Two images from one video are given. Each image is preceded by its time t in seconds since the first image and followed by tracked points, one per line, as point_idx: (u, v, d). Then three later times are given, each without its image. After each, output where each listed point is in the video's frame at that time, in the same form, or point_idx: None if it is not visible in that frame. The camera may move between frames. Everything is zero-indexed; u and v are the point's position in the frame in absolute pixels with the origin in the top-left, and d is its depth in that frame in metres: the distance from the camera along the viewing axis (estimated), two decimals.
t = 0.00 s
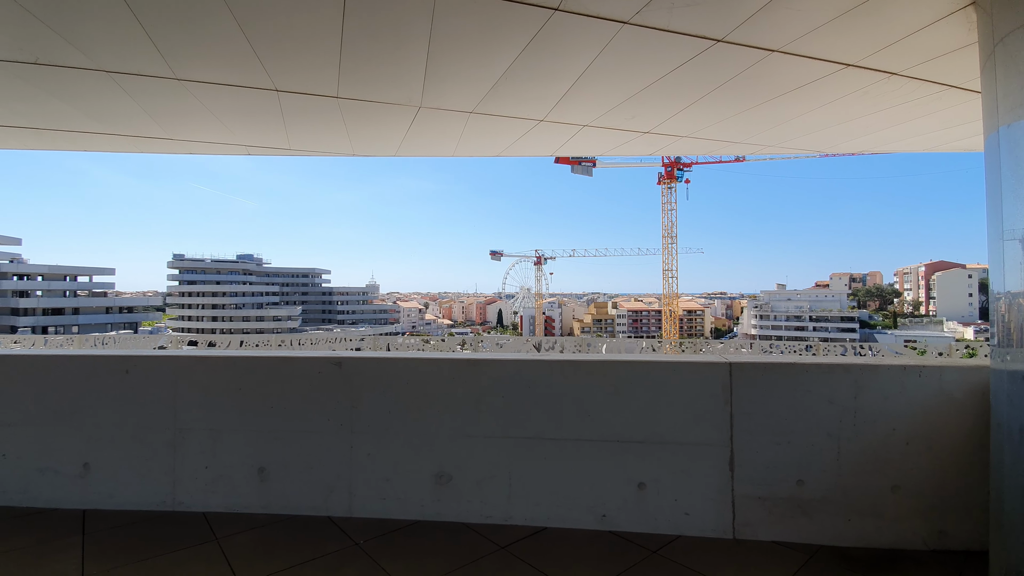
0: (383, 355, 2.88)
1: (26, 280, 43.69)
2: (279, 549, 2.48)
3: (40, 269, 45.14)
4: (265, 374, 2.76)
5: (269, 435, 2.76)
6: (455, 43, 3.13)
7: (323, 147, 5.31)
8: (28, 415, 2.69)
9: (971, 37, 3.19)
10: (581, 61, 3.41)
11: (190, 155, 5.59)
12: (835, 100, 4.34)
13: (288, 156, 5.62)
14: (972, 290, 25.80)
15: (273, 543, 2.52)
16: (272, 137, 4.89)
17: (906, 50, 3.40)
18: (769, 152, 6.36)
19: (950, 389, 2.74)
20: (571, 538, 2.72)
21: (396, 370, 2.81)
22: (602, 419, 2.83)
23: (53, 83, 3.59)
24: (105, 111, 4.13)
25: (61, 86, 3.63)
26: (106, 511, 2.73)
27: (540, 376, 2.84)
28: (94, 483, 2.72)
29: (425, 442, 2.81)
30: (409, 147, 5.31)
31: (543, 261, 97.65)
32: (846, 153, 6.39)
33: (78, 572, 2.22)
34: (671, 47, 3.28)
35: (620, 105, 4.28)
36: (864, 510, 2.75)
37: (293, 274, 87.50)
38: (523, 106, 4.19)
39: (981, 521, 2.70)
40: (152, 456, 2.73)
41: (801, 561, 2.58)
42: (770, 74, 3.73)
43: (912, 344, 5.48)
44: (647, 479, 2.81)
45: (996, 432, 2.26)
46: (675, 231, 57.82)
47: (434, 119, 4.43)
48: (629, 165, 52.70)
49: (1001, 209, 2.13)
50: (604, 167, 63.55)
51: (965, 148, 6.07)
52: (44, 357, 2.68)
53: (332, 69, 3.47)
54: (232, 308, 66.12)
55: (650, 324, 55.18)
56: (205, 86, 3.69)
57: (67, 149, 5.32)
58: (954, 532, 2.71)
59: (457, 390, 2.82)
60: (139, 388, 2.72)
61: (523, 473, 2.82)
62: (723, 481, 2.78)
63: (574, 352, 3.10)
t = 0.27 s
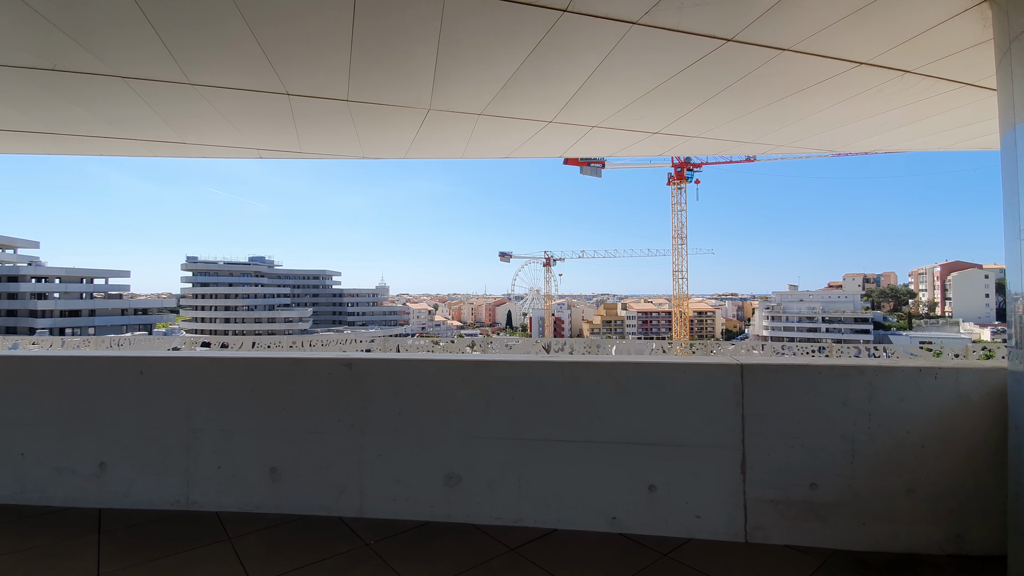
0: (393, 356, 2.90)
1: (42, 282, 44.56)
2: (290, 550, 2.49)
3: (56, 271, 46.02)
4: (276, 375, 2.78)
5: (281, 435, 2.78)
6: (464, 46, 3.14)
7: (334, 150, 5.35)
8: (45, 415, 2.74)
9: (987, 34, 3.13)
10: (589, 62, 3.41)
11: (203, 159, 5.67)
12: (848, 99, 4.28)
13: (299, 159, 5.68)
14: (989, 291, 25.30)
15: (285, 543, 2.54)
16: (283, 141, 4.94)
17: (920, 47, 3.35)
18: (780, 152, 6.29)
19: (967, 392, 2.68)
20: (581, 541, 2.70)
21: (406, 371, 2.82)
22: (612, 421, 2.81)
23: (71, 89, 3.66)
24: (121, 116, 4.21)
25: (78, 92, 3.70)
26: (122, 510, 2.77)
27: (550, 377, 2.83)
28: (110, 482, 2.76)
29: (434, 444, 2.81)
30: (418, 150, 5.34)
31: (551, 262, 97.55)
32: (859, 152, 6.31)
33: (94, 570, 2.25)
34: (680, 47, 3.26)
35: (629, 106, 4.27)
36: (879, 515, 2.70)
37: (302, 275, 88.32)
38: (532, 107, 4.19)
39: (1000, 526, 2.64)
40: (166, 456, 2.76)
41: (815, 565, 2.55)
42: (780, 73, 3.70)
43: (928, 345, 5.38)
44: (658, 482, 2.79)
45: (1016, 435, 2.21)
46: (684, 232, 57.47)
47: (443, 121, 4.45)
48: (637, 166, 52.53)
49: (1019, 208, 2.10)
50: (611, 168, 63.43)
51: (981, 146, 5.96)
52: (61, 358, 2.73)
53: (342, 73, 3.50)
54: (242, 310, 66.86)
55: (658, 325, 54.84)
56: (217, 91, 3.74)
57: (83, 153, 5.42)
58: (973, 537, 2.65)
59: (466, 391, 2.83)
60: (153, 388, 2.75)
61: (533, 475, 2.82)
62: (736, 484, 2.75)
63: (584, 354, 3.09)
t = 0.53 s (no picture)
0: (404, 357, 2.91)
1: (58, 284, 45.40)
2: (302, 549, 2.51)
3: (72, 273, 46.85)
4: (288, 376, 2.81)
5: (293, 436, 2.80)
6: (474, 48, 3.15)
7: (344, 153, 5.40)
8: (63, 415, 2.78)
9: (1005, 30, 3.08)
10: (599, 62, 3.40)
11: (216, 162, 5.74)
12: (860, 97, 4.23)
13: (310, 161, 5.73)
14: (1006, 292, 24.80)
15: (296, 543, 2.56)
16: (295, 144, 4.99)
17: (935, 44, 3.30)
18: (791, 151, 6.23)
19: (985, 394, 2.63)
20: (592, 543, 2.69)
21: (417, 372, 2.83)
22: (623, 422, 2.80)
23: (89, 94, 3.73)
24: (137, 121, 4.28)
25: (95, 97, 3.77)
26: (137, 509, 2.80)
27: (560, 378, 2.83)
28: (126, 482, 2.79)
29: (445, 445, 2.82)
30: (428, 152, 5.36)
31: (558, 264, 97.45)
32: (872, 151, 6.22)
33: (110, 568, 2.28)
34: (690, 47, 3.24)
35: (638, 107, 4.26)
36: (895, 519, 2.66)
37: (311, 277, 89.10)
38: (541, 108, 4.19)
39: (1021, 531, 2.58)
40: (180, 456, 2.79)
41: (830, 570, 2.51)
42: (792, 72, 3.66)
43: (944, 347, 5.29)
44: (669, 484, 2.76)
45: None
46: (692, 233, 57.14)
47: (452, 123, 4.46)
48: (645, 166, 52.31)
49: None
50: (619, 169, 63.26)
51: (998, 145, 5.85)
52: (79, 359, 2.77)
53: (353, 76, 3.53)
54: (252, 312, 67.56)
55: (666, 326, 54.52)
56: (230, 95, 3.79)
57: (100, 158, 5.52)
58: (992, 543, 2.60)
59: (477, 393, 2.83)
60: (168, 389, 2.79)
61: (544, 477, 2.81)
62: (749, 487, 2.72)
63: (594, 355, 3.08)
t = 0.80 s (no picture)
0: (415, 358, 2.92)
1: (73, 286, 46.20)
2: (314, 549, 2.52)
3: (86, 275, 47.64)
4: (301, 377, 2.83)
5: (305, 436, 2.82)
6: (484, 49, 3.16)
7: (355, 155, 5.43)
8: (82, 415, 2.83)
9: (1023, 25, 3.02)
10: (608, 63, 3.40)
11: (228, 165, 5.81)
12: (874, 95, 4.18)
13: (321, 164, 5.78)
14: None
15: (309, 542, 2.57)
16: (306, 146, 5.03)
17: (950, 41, 3.25)
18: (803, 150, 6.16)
19: (1004, 396, 2.58)
20: (603, 544, 2.68)
21: (427, 373, 2.84)
22: (634, 424, 2.78)
23: (106, 99, 3.80)
24: (152, 125, 4.35)
25: (112, 102, 3.84)
26: (152, 507, 2.84)
27: (570, 379, 2.82)
28: (142, 481, 2.83)
29: (455, 445, 2.82)
30: (438, 153, 5.38)
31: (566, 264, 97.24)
32: (886, 149, 6.13)
33: (127, 566, 2.32)
34: (700, 46, 3.22)
35: (648, 107, 4.24)
36: (912, 522, 2.62)
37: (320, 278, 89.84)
38: (550, 109, 4.19)
39: None
40: (195, 456, 2.83)
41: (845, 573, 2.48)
42: (803, 70, 3.63)
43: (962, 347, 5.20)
44: (681, 485, 2.75)
45: None
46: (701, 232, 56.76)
47: (462, 124, 4.47)
48: (652, 166, 52.09)
49: None
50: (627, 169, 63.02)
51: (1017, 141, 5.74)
52: (96, 359, 2.81)
53: (363, 78, 3.55)
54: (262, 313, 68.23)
55: (675, 327, 54.15)
56: (243, 99, 3.83)
57: (115, 162, 5.61)
58: (1012, 547, 2.55)
59: (487, 393, 2.83)
60: (183, 389, 2.82)
61: (554, 478, 2.80)
62: (762, 489, 2.70)
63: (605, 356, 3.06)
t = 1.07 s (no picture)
0: (424, 359, 2.92)
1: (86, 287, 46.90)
2: (324, 548, 2.54)
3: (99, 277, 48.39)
4: (311, 378, 2.84)
5: (315, 436, 2.83)
6: (493, 51, 3.17)
7: (365, 157, 5.47)
8: (97, 414, 2.86)
9: None
10: (617, 63, 3.39)
11: (239, 167, 5.87)
12: (886, 93, 4.13)
13: (331, 166, 5.82)
14: None
15: (319, 541, 2.59)
16: (317, 148, 5.08)
17: (965, 38, 3.20)
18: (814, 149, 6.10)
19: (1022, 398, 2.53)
20: (613, 546, 2.66)
21: (436, 374, 2.84)
22: (644, 425, 2.77)
23: (121, 103, 3.86)
24: (166, 129, 4.41)
25: (127, 106, 3.90)
26: (165, 506, 2.87)
27: (579, 380, 2.81)
28: (155, 480, 2.86)
29: (465, 446, 2.82)
30: (447, 154, 5.40)
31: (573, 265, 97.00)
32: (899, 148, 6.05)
33: (141, 564, 2.34)
34: (709, 45, 3.21)
35: (657, 106, 4.22)
36: (927, 526, 2.58)
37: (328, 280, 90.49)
38: (559, 109, 4.19)
39: None
40: (207, 455, 2.85)
41: None
42: (814, 68, 3.59)
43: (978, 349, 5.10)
44: (691, 487, 2.72)
45: None
46: (710, 233, 56.42)
47: (471, 125, 4.48)
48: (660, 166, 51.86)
49: None
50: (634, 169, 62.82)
51: None
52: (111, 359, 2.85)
53: (373, 81, 3.58)
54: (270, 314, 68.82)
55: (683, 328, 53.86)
56: (254, 102, 3.87)
57: (129, 165, 5.69)
58: None
59: (496, 394, 2.83)
60: (196, 390, 2.85)
61: (564, 479, 2.79)
62: (774, 492, 2.67)
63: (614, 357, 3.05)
